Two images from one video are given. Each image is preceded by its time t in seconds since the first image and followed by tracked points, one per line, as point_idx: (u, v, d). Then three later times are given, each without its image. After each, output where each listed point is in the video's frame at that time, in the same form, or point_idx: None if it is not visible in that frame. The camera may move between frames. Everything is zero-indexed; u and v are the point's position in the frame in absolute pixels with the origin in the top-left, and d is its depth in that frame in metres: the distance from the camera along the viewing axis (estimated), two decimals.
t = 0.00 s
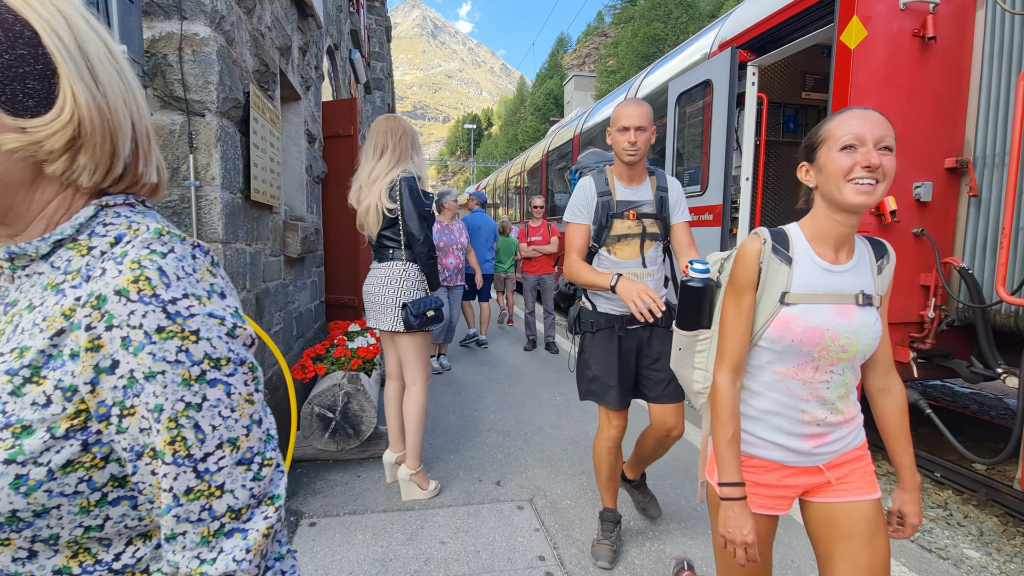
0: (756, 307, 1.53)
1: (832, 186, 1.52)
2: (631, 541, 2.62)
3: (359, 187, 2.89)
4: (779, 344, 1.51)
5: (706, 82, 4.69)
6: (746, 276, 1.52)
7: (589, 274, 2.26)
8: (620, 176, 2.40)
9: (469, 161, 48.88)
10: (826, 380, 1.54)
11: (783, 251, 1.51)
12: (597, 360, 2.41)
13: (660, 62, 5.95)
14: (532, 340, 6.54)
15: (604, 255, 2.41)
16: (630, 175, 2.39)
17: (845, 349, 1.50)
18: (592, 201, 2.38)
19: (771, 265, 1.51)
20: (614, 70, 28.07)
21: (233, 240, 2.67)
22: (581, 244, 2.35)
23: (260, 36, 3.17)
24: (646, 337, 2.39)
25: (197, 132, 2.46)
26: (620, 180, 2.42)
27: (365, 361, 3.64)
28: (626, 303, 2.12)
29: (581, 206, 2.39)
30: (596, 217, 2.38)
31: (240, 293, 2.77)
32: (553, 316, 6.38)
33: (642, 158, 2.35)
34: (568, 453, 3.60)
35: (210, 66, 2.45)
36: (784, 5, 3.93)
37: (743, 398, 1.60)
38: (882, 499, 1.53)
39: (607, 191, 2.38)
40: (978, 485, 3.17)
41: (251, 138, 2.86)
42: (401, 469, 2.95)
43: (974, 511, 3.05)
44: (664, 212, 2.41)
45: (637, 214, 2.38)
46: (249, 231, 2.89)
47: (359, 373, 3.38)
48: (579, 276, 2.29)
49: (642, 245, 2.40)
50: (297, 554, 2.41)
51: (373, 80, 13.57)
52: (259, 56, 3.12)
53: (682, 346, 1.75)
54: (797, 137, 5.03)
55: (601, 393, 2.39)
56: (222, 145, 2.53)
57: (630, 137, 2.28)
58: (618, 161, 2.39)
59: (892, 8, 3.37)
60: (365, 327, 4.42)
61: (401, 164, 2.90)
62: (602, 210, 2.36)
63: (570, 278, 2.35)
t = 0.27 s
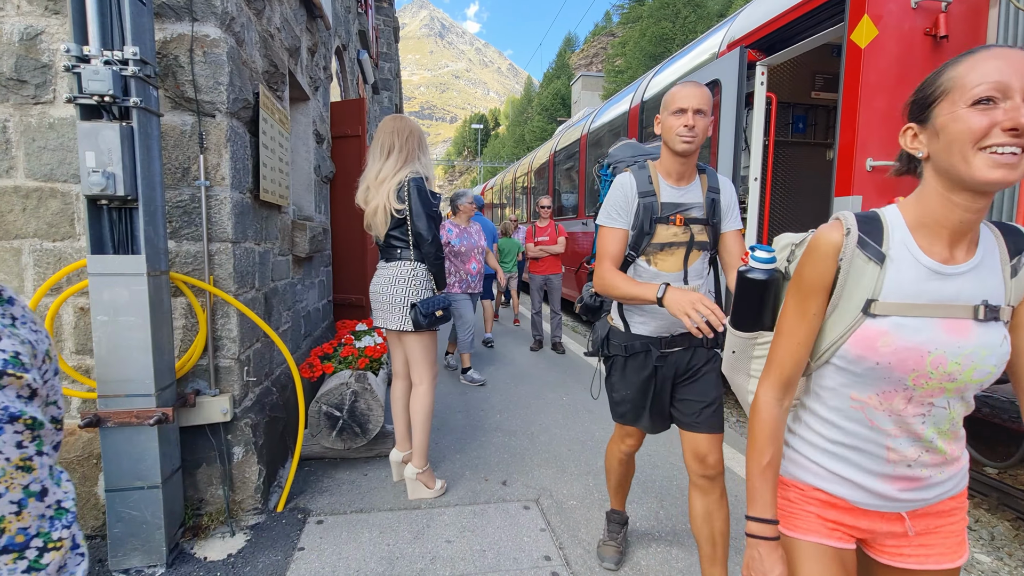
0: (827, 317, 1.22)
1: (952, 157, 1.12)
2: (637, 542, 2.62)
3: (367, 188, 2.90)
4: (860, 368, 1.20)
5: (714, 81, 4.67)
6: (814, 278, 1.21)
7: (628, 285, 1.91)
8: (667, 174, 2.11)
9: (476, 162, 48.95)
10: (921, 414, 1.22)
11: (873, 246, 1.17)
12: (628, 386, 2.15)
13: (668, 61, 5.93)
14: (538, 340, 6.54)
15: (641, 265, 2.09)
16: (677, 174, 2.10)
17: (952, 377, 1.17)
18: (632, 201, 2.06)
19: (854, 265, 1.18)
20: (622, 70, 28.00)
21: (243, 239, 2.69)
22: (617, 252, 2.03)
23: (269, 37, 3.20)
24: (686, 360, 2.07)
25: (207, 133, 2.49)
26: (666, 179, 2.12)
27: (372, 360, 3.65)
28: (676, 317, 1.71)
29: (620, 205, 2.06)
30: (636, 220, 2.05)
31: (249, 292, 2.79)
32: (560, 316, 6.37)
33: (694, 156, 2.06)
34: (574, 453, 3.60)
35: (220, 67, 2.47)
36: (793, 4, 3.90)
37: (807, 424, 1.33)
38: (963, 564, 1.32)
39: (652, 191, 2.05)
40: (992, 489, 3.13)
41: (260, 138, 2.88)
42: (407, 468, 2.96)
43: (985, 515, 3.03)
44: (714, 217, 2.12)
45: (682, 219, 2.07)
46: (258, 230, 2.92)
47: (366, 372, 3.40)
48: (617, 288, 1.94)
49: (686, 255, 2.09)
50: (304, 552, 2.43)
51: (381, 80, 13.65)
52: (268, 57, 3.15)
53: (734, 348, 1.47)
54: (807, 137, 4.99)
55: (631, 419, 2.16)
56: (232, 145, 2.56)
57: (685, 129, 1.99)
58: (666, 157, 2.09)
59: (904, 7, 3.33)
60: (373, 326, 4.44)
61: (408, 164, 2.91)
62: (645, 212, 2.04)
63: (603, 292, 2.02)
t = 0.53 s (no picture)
0: (911, 393, 0.85)
1: None
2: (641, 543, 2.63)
3: (372, 189, 2.91)
4: (962, 471, 0.82)
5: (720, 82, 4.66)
6: (891, 339, 0.84)
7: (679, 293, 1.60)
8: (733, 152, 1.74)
9: (481, 162, 49.02)
10: None
11: (985, 287, 0.78)
12: (671, 410, 1.79)
13: (673, 62, 5.92)
14: (542, 341, 6.54)
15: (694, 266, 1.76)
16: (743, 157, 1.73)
17: None
18: (686, 188, 1.72)
19: (955, 318, 0.80)
20: (627, 70, 27.97)
21: (250, 239, 2.71)
22: (668, 250, 1.69)
23: (277, 38, 3.22)
24: (743, 383, 1.76)
25: (215, 133, 2.50)
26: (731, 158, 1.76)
27: (377, 360, 3.66)
28: (743, 329, 1.44)
29: (672, 190, 1.72)
30: (691, 210, 1.72)
31: (255, 291, 2.81)
32: (564, 317, 6.37)
33: (768, 133, 1.69)
34: (578, 454, 3.60)
35: (228, 68, 2.49)
36: (800, 5, 3.90)
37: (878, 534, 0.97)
38: None
39: (711, 177, 1.71)
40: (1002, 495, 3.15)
41: (267, 139, 2.90)
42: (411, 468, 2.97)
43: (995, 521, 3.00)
44: (789, 210, 1.75)
45: (748, 212, 1.72)
46: (265, 230, 2.94)
47: (371, 372, 3.41)
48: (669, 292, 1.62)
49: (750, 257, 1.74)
50: (309, 550, 2.44)
51: (386, 81, 13.67)
52: (275, 58, 3.16)
53: (782, 416, 1.15)
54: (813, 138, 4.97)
55: (671, 454, 1.77)
56: (239, 146, 2.57)
57: (759, 98, 1.63)
58: (731, 133, 1.74)
59: (912, 7, 3.32)
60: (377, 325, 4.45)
61: (413, 166, 2.92)
62: (702, 202, 1.71)
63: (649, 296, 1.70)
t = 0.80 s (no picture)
0: None
1: None
2: (645, 544, 2.62)
3: (376, 190, 2.92)
4: None
5: (725, 82, 4.65)
6: None
7: (716, 301, 1.31)
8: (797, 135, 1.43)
9: (485, 162, 49.05)
10: None
11: None
12: (714, 443, 1.52)
13: (678, 62, 5.91)
14: (546, 341, 6.54)
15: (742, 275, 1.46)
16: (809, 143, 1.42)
17: None
18: (736, 181, 1.44)
19: None
20: (632, 70, 27.93)
21: (256, 239, 2.73)
22: (710, 254, 1.40)
23: (283, 39, 3.23)
24: (799, 421, 1.50)
25: (221, 133, 2.52)
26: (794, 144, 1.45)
27: (381, 360, 3.67)
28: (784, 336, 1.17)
29: (717, 183, 1.44)
30: (738, 208, 1.43)
31: (261, 291, 2.82)
32: (568, 317, 6.37)
33: (843, 109, 1.36)
34: (582, 454, 3.60)
35: (235, 69, 2.50)
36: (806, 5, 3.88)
37: None
38: None
39: (767, 168, 1.42)
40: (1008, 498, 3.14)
41: (273, 139, 2.92)
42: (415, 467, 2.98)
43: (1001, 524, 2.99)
44: (868, 209, 1.43)
45: (812, 211, 1.41)
46: (271, 230, 2.95)
47: (375, 371, 3.42)
48: (705, 301, 1.32)
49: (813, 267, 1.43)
50: (314, 549, 2.45)
51: (391, 80, 13.69)
52: (281, 58, 3.18)
53: (847, 448, 0.90)
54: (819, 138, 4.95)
55: (720, 499, 1.48)
56: (246, 146, 2.59)
57: (831, 66, 1.31)
58: (795, 111, 1.42)
59: (919, 7, 3.32)
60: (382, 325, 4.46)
61: (417, 167, 2.93)
62: (753, 198, 1.42)
63: (681, 306, 1.40)
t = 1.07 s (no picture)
0: None
1: None
2: (649, 545, 2.62)
3: (381, 192, 2.92)
4: None
5: (729, 82, 4.64)
6: None
7: (784, 334, 0.91)
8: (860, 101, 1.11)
9: (488, 162, 49.08)
10: None
11: None
12: (777, 530, 1.17)
13: (682, 62, 5.89)
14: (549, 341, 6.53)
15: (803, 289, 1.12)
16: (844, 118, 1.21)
17: None
18: (797, 171, 1.07)
19: None
20: (635, 69, 27.86)
21: (259, 239, 2.73)
22: (765, 272, 1.01)
23: (286, 39, 3.24)
24: (895, 492, 1.15)
25: (225, 134, 2.52)
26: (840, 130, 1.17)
27: (385, 360, 3.67)
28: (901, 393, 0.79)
29: (768, 177, 1.07)
30: (804, 205, 1.06)
31: (265, 291, 2.83)
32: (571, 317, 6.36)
33: (949, 55, 0.97)
34: (585, 455, 3.59)
35: (239, 69, 2.51)
36: (810, 4, 3.86)
37: None
38: None
39: (844, 153, 1.06)
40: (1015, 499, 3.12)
41: (277, 140, 2.93)
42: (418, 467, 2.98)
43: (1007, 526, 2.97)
44: (989, 198, 1.05)
45: (913, 205, 1.03)
46: (274, 230, 2.95)
47: (379, 371, 3.42)
48: (758, 341, 0.94)
49: (913, 279, 1.04)
50: (318, 549, 2.46)
51: (394, 80, 13.70)
52: (285, 59, 3.18)
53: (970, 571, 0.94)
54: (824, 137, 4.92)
55: None
56: (249, 146, 2.59)
57: None
58: (873, 69, 1.07)
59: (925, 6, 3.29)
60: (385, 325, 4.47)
61: (422, 168, 2.93)
62: (823, 191, 1.04)
63: (732, 348, 1.01)
